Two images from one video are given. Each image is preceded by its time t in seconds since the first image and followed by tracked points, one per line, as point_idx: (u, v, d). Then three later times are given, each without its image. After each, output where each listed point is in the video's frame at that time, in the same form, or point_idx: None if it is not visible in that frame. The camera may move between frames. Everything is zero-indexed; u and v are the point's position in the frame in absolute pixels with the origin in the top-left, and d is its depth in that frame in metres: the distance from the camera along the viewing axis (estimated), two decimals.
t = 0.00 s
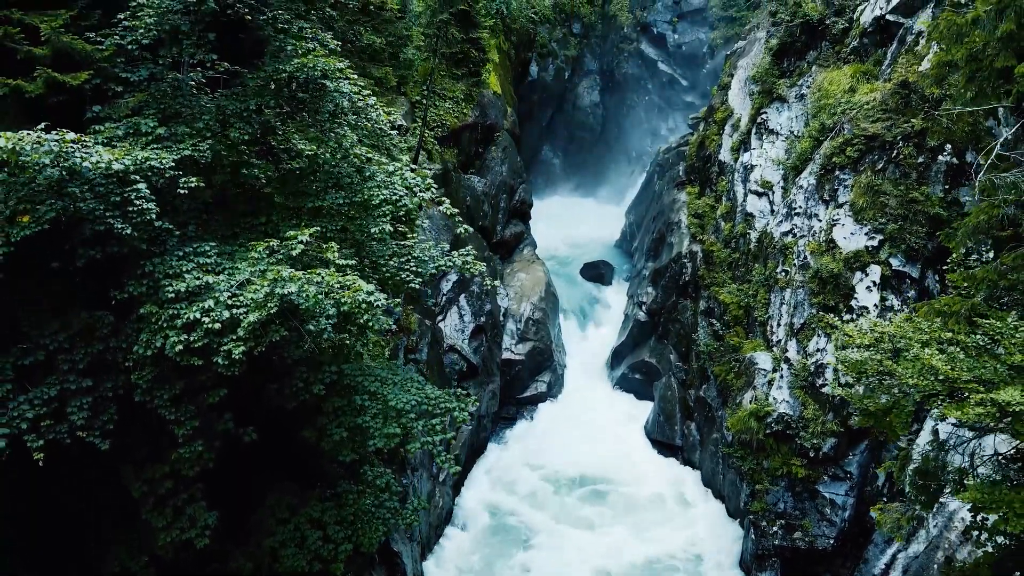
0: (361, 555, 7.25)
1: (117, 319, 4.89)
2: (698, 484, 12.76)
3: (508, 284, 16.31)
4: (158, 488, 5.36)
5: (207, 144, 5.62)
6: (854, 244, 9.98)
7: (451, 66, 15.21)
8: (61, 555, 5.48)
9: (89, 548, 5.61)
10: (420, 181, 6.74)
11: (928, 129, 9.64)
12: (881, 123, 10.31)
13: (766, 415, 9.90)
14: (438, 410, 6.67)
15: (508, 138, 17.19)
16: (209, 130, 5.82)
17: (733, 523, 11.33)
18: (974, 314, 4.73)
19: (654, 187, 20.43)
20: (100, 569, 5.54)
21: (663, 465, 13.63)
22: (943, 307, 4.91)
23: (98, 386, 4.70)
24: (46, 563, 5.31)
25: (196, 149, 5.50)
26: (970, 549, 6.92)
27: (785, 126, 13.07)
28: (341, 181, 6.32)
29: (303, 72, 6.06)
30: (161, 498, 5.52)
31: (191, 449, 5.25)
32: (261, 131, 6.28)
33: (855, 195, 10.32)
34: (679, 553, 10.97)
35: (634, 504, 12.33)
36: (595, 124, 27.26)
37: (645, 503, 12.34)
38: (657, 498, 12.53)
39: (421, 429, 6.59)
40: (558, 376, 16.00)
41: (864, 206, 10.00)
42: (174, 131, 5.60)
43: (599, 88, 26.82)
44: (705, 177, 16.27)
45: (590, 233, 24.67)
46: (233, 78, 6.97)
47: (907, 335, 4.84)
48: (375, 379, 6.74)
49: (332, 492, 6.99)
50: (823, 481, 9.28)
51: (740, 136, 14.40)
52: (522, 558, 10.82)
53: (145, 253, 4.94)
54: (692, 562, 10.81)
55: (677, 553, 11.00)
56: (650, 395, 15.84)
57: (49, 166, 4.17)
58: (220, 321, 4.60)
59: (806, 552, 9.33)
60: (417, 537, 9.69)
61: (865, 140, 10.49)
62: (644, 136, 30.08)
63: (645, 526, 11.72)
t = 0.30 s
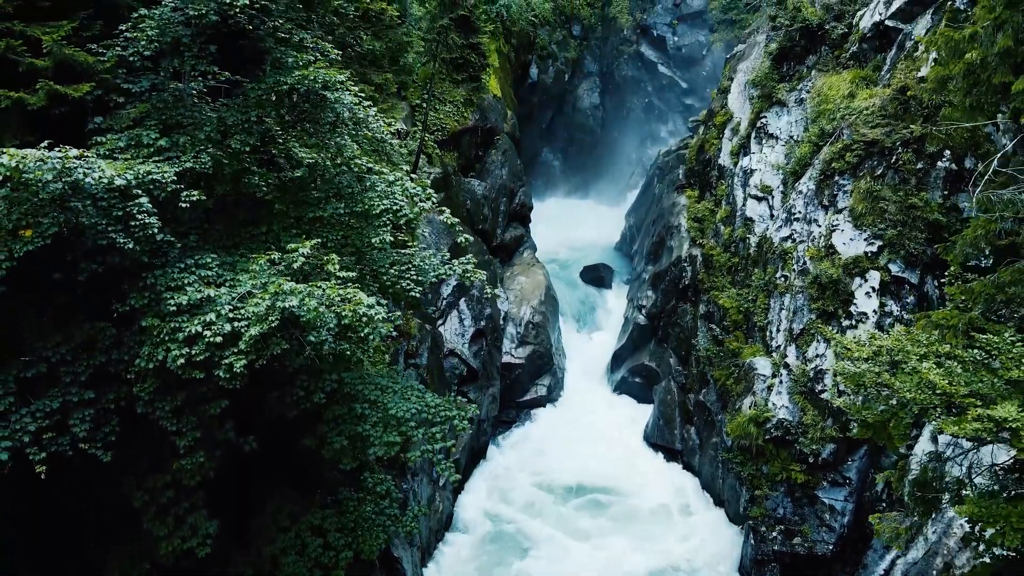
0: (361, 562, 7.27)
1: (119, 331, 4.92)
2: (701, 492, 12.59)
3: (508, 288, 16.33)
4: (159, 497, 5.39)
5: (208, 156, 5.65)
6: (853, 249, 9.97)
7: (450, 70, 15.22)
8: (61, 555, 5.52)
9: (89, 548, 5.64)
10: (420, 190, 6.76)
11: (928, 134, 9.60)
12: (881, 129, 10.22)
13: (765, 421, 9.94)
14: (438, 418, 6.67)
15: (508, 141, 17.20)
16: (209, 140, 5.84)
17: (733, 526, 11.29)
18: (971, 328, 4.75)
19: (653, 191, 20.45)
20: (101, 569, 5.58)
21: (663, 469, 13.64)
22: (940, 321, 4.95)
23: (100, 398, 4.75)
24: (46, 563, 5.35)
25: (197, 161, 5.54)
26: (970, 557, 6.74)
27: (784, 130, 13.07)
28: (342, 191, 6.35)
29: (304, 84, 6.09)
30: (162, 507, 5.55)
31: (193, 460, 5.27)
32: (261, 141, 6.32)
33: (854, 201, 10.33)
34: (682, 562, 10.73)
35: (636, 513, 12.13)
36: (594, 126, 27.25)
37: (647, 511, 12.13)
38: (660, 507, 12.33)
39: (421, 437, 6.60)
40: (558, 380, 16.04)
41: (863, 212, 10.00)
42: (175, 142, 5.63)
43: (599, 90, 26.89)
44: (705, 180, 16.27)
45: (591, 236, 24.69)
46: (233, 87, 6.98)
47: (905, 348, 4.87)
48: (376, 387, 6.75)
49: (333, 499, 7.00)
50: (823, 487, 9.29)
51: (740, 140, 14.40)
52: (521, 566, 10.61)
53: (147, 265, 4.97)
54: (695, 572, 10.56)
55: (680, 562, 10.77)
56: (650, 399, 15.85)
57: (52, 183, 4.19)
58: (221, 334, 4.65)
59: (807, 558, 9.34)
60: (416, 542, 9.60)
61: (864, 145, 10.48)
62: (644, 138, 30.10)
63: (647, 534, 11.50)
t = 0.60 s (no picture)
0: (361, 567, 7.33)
1: (122, 343, 4.96)
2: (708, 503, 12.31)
3: (508, 291, 16.33)
4: (161, 507, 5.41)
5: (209, 168, 5.69)
6: (853, 254, 9.98)
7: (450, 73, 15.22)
8: (61, 555, 5.55)
9: (89, 547, 5.69)
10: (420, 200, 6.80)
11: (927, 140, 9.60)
12: (880, 135, 10.23)
13: (765, 426, 9.96)
14: (438, 426, 6.70)
15: (508, 145, 17.20)
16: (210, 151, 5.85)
17: (733, 530, 11.27)
18: (969, 342, 4.77)
19: (653, 194, 20.49)
20: (103, 570, 5.67)
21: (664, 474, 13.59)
22: (937, 334, 5.00)
23: (102, 409, 4.78)
24: (47, 562, 5.37)
25: (199, 173, 5.57)
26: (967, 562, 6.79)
27: (784, 134, 13.07)
28: (342, 201, 6.39)
29: (306, 95, 6.12)
30: (164, 517, 5.56)
31: (195, 471, 5.28)
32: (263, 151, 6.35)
33: (853, 207, 10.32)
34: (683, 571, 10.58)
35: (638, 521, 11.97)
36: (595, 128, 27.32)
37: (648, 519, 12.01)
38: (665, 516, 12.12)
39: (421, 444, 6.63)
40: (558, 383, 16.07)
41: (862, 217, 10.00)
42: (177, 154, 5.66)
43: (599, 92, 26.90)
44: (705, 184, 16.28)
45: (590, 239, 24.71)
46: (234, 97, 7.01)
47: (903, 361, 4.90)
48: (376, 395, 6.78)
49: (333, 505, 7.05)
50: (822, 492, 9.29)
51: (739, 144, 14.42)
52: None
53: (149, 277, 5.01)
54: None
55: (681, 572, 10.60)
56: (650, 402, 15.87)
57: (55, 199, 4.24)
58: (223, 347, 4.69)
59: (806, 563, 9.36)
60: (418, 547, 9.64)
61: (863, 151, 10.49)
62: (644, 140, 30.14)
63: (650, 545, 11.29)
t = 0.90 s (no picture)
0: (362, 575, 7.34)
1: (124, 356, 4.99)
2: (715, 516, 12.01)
3: (508, 295, 16.35)
4: (162, 517, 5.43)
5: (211, 181, 5.73)
6: (853, 261, 9.99)
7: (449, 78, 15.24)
8: (61, 555, 5.58)
9: (89, 547, 5.71)
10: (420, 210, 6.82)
11: (926, 147, 9.59)
12: (879, 141, 10.23)
13: (764, 432, 9.98)
14: (439, 434, 6.69)
15: (508, 148, 17.20)
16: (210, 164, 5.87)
17: (733, 536, 11.30)
18: (966, 358, 4.79)
19: (653, 197, 20.49)
20: (103, 571, 5.70)
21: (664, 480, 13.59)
22: (934, 346, 5.04)
23: (105, 423, 4.82)
24: (46, 562, 5.39)
25: (200, 187, 5.61)
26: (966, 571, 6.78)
27: (783, 139, 13.07)
28: (343, 212, 6.42)
29: (307, 108, 6.15)
30: (165, 528, 5.58)
31: (196, 483, 5.31)
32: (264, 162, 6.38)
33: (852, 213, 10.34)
34: None
35: (638, 529, 11.94)
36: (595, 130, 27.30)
37: (648, 527, 11.99)
38: (665, 524, 12.10)
39: (421, 453, 6.63)
40: (558, 387, 16.10)
41: (862, 224, 10.01)
42: (179, 167, 5.69)
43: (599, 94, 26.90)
44: (705, 187, 16.27)
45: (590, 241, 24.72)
46: (235, 107, 7.08)
47: (899, 376, 4.95)
48: (377, 404, 6.79)
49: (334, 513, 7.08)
50: (822, 498, 9.29)
51: (739, 149, 14.43)
52: None
53: (151, 291, 5.05)
54: None
55: None
56: (650, 406, 15.88)
57: (59, 217, 4.29)
58: (225, 362, 4.72)
59: (806, 569, 9.38)
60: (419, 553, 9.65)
61: (863, 157, 10.48)
62: (644, 143, 30.15)
63: (650, 555, 11.25)
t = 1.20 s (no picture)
0: None
1: (126, 367, 5.02)
2: (716, 525, 11.98)
3: (508, 299, 16.36)
4: (164, 527, 5.44)
5: (212, 194, 5.76)
6: (853, 266, 9.99)
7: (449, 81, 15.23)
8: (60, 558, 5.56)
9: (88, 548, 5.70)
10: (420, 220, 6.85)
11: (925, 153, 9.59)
12: (879, 147, 10.23)
13: (764, 438, 9.99)
14: (439, 443, 6.71)
15: (507, 152, 17.20)
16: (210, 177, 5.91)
17: (733, 544, 11.29)
18: (964, 372, 4.80)
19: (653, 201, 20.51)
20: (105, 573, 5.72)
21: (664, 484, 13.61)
22: (933, 358, 5.06)
23: (106, 435, 4.81)
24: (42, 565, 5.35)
25: (201, 199, 5.63)
26: None
27: (783, 144, 13.09)
28: (343, 222, 6.46)
29: (308, 120, 6.18)
30: (167, 537, 5.59)
31: (198, 493, 5.32)
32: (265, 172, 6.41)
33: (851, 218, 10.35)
34: None
35: (638, 538, 11.93)
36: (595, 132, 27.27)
37: (648, 536, 11.98)
38: (664, 532, 12.09)
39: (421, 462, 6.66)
40: (558, 391, 16.12)
41: (861, 230, 10.02)
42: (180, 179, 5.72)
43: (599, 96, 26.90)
44: (705, 191, 16.28)
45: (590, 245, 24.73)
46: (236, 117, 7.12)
47: (897, 390, 4.97)
48: (378, 413, 6.81)
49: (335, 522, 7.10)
50: (821, 504, 9.31)
51: (739, 153, 14.45)
52: None
53: (152, 304, 5.10)
54: None
55: None
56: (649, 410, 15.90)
57: (61, 232, 4.31)
58: (227, 375, 4.74)
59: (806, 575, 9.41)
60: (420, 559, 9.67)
61: (863, 162, 10.47)
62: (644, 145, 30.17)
63: (649, 565, 11.23)
